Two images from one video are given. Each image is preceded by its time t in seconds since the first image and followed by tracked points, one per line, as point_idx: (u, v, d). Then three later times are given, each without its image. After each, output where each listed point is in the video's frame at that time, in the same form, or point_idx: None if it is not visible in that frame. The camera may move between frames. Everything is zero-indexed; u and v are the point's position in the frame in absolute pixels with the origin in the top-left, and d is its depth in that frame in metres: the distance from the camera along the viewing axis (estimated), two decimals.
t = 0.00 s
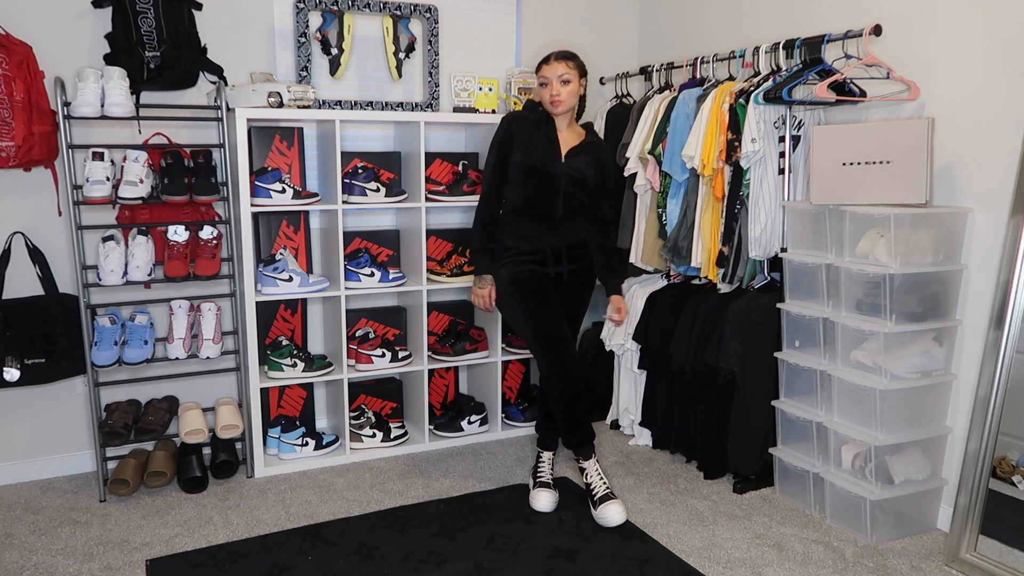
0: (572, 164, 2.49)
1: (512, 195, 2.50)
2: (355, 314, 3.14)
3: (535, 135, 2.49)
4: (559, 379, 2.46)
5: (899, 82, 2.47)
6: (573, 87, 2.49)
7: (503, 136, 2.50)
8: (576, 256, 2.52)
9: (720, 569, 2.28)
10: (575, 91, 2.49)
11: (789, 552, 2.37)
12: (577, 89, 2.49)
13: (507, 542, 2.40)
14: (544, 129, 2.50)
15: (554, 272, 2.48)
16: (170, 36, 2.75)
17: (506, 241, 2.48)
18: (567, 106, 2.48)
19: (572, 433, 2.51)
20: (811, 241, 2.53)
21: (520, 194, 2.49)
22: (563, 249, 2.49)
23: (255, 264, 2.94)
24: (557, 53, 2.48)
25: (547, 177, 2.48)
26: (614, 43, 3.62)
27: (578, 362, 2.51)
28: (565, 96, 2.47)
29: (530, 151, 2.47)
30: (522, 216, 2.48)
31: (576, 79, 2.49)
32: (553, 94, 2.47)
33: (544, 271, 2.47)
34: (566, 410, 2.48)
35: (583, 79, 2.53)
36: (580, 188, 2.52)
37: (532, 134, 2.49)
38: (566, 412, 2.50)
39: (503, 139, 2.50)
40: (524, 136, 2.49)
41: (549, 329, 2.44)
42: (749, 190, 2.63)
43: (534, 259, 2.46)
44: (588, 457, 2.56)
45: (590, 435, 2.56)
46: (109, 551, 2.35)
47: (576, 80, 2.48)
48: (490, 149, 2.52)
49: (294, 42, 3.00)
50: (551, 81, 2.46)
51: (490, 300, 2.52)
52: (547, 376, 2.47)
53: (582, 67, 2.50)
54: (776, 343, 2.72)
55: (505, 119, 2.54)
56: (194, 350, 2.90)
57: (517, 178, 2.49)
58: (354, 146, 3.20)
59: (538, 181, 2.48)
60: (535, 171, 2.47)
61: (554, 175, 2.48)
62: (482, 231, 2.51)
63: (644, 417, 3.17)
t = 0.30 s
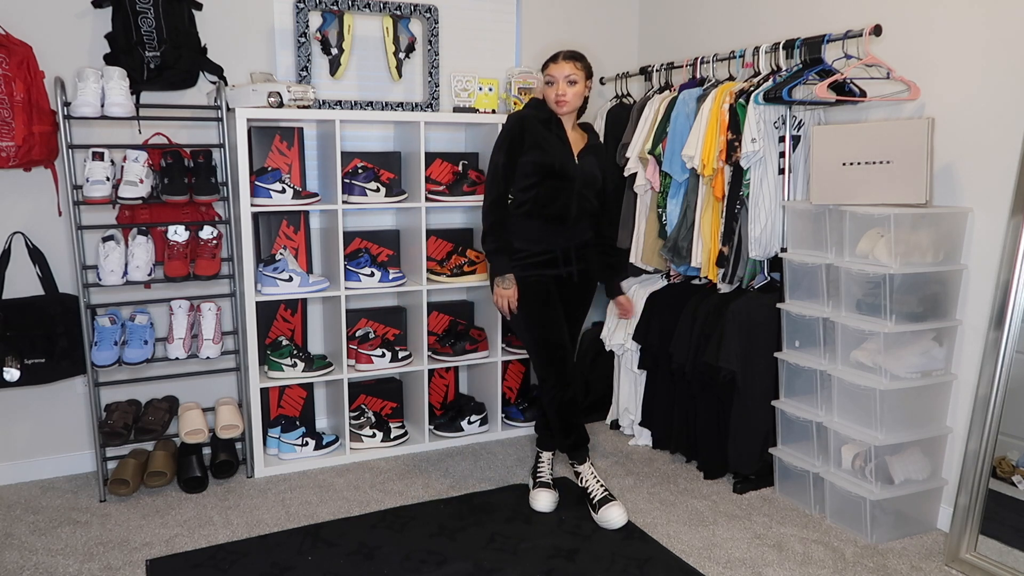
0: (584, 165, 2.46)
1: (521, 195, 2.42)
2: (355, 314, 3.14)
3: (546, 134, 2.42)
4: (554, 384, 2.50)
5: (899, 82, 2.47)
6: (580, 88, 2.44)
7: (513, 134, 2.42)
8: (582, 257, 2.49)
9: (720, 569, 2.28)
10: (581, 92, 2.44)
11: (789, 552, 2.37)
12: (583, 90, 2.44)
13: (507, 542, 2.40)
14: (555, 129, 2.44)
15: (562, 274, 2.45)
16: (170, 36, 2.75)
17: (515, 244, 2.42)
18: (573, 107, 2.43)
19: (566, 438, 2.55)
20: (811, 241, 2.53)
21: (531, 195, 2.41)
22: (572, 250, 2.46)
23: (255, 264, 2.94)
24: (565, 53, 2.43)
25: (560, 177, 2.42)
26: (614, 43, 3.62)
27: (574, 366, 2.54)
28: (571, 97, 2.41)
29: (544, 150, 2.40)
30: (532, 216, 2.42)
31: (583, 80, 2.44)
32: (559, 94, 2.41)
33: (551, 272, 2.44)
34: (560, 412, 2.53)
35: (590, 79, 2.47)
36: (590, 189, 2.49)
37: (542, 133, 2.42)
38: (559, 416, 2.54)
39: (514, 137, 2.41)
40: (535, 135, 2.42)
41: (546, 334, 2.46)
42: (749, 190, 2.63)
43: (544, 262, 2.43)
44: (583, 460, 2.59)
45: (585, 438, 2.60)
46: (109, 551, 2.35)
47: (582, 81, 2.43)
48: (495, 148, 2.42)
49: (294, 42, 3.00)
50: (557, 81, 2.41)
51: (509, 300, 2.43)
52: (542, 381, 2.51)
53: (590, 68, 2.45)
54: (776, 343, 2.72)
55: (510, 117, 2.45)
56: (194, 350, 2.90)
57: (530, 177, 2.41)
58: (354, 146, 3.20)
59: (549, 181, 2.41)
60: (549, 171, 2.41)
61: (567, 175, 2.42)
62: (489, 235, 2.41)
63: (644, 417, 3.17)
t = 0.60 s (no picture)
0: (579, 166, 2.46)
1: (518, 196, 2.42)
2: (355, 314, 3.14)
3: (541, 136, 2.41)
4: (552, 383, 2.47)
5: (899, 82, 2.47)
6: (577, 89, 2.45)
7: (508, 135, 2.39)
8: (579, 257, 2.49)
9: (720, 569, 2.28)
10: (578, 93, 2.45)
11: (789, 552, 2.37)
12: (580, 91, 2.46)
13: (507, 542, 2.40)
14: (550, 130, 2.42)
15: (560, 273, 2.46)
16: (170, 36, 2.75)
17: (511, 244, 2.43)
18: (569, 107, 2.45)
19: (565, 438, 2.53)
20: (811, 241, 2.53)
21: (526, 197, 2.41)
22: (569, 250, 2.46)
23: (255, 264, 2.94)
24: (563, 53, 2.45)
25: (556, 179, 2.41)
26: (613, 43, 3.62)
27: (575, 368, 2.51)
28: (568, 97, 2.42)
29: (540, 152, 2.39)
30: (527, 217, 2.42)
31: (580, 81, 2.45)
32: (557, 94, 2.42)
33: (546, 272, 2.44)
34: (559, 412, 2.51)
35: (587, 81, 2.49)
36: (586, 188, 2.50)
37: (536, 134, 2.40)
38: (558, 416, 2.52)
39: (507, 138, 2.39)
40: (529, 136, 2.40)
41: (545, 334, 2.44)
42: (749, 190, 2.64)
43: (541, 262, 2.43)
44: (581, 459, 2.58)
45: (585, 437, 2.57)
46: (109, 551, 2.35)
47: (580, 82, 2.45)
48: (488, 149, 2.41)
49: (294, 42, 3.00)
50: (555, 81, 2.42)
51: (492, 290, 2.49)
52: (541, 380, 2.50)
53: (587, 69, 2.47)
54: (776, 344, 2.72)
55: (505, 117, 2.43)
56: (194, 350, 2.90)
57: (525, 179, 2.41)
58: (354, 146, 3.20)
59: (545, 181, 2.41)
60: (544, 172, 2.40)
61: (565, 177, 2.42)
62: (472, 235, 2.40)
63: (644, 417, 3.17)
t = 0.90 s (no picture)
0: (563, 166, 2.46)
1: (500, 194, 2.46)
2: (355, 314, 3.14)
3: (522, 138, 2.45)
4: (527, 374, 2.33)
5: (899, 82, 2.47)
6: (565, 86, 2.47)
7: (490, 135, 2.48)
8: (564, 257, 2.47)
9: (720, 569, 2.28)
10: (566, 88, 2.47)
11: (789, 552, 2.37)
12: (567, 86, 2.47)
13: (508, 543, 2.40)
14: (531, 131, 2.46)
15: (542, 272, 2.43)
16: (170, 36, 2.75)
17: (494, 240, 2.44)
18: (556, 102, 2.46)
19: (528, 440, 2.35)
20: (811, 241, 2.53)
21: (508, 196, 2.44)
22: (552, 249, 2.44)
23: (255, 264, 2.94)
24: (550, 51, 2.47)
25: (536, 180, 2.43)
26: (613, 43, 3.62)
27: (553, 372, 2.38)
28: (556, 94, 2.45)
29: (519, 153, 2.43)
30: (509, 215, 2.44)
31: (568, 78, 2.48)
32: (544, 92, 2.45)
33: (528, 268, 2.41)
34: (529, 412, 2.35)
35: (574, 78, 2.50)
36: (570, 190, 2.50)
37: (518, 135, 2.45)
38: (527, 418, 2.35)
39: (486, 139, 2.48)
40: (509, 137, 2.46)
41: (525, 327, 2.34)
42: (749, 190, 2.64)
43: (522, 257, 2.41)
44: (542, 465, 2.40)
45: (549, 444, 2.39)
46: (109, 551, 2.35)
47: (567, 79, 2.47)
48: (473, 147, 2.51)
49: (294, 41, 3.00)
50: (543, 78, 2.45)
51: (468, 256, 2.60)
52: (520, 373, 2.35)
53: (575, 67, 2.49)
54: (776, 344, 2.72)
55: (492, 119, 2.51)
56: (194, 350, 2.90)
57: (505, 178, 2.45)
58: (354, 146, 3.20)
59: (527, 183, 2.43)
60: (524, 173, 2.43)
61: (546, 177, 2.44)
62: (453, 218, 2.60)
63: (644, 417, 3.17)
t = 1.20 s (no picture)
0: (534, 162, 2.40)
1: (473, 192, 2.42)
2: (355, 314, 3.14)
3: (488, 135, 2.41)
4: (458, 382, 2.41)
5: (899, 82, 2.47)
6: (533, 84, 2.38)
7: (459, 136, 2.46)
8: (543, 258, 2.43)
9: (721, 569, 2.28)
10: (534, 87, 2.38)
11: (789, 552, 2.37)
12: (535, 86, 2.38)
13: (508, 543, 2.40)
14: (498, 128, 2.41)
15: (519, 274, 2.40)
16: (170, 36, 2.75)
17: (471, 238, 2.41)
18: (524, 102, 2.37)
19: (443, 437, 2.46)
20: (811, 241, 2.53)
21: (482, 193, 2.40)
22: (529, 250, 2.40)
23: (256, 264, 2.94)
24: (517, 49, 2.38)
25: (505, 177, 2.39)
26: (613, 43, 3.62)
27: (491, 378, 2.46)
28: (524, 93, 2.36)
29: (487, 152, 2.40)
30: (486, 213, 2.40)
31: (535, 77, 2.38)
32: (512, 91, 2.36)
33: (503, 270, 2.38)
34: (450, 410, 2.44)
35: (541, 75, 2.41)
36: (544, 184, 2.42)
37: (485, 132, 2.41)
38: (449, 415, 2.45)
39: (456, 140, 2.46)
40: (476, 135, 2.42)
41: (475, 334, 2.39)
42: (749, 190, 2.64)
43: (496, 258, 2.38)
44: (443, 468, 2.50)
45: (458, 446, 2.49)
46: (109, 551, 2.35)
47: (536, 77, 2.38)
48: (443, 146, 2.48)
49: (294, 41, 3.00)
50: (510, 78, 2.36)
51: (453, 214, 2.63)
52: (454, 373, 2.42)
53: (542, 64, 2.41)
54: (776, 344, 2.72)
55: (463, 118, 2.48)
56: (194, 350, 2.90)
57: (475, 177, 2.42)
58: (354, 146, 3.20)
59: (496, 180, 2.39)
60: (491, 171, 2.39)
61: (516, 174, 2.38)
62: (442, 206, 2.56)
63: (644, 417, 3.17)
